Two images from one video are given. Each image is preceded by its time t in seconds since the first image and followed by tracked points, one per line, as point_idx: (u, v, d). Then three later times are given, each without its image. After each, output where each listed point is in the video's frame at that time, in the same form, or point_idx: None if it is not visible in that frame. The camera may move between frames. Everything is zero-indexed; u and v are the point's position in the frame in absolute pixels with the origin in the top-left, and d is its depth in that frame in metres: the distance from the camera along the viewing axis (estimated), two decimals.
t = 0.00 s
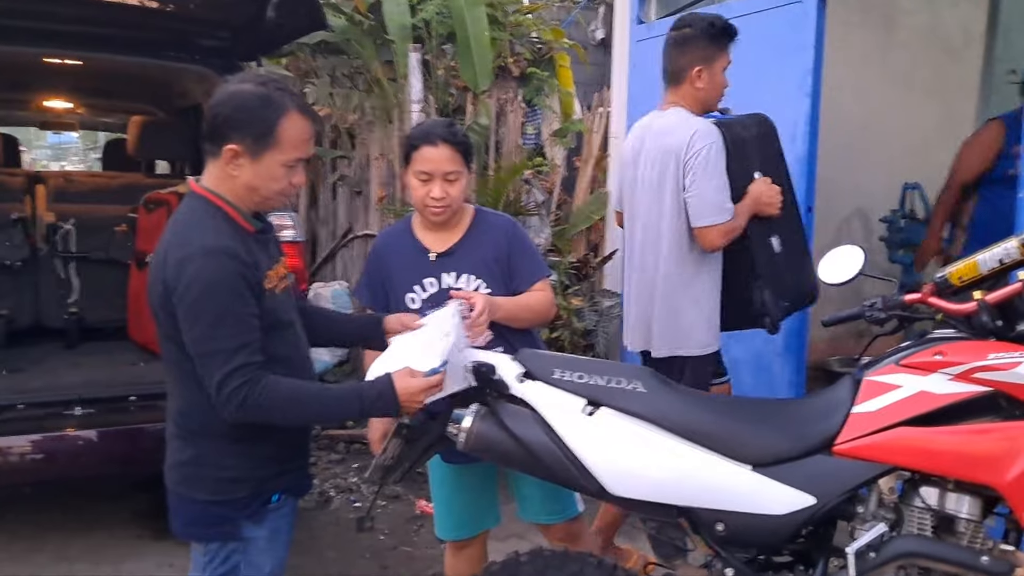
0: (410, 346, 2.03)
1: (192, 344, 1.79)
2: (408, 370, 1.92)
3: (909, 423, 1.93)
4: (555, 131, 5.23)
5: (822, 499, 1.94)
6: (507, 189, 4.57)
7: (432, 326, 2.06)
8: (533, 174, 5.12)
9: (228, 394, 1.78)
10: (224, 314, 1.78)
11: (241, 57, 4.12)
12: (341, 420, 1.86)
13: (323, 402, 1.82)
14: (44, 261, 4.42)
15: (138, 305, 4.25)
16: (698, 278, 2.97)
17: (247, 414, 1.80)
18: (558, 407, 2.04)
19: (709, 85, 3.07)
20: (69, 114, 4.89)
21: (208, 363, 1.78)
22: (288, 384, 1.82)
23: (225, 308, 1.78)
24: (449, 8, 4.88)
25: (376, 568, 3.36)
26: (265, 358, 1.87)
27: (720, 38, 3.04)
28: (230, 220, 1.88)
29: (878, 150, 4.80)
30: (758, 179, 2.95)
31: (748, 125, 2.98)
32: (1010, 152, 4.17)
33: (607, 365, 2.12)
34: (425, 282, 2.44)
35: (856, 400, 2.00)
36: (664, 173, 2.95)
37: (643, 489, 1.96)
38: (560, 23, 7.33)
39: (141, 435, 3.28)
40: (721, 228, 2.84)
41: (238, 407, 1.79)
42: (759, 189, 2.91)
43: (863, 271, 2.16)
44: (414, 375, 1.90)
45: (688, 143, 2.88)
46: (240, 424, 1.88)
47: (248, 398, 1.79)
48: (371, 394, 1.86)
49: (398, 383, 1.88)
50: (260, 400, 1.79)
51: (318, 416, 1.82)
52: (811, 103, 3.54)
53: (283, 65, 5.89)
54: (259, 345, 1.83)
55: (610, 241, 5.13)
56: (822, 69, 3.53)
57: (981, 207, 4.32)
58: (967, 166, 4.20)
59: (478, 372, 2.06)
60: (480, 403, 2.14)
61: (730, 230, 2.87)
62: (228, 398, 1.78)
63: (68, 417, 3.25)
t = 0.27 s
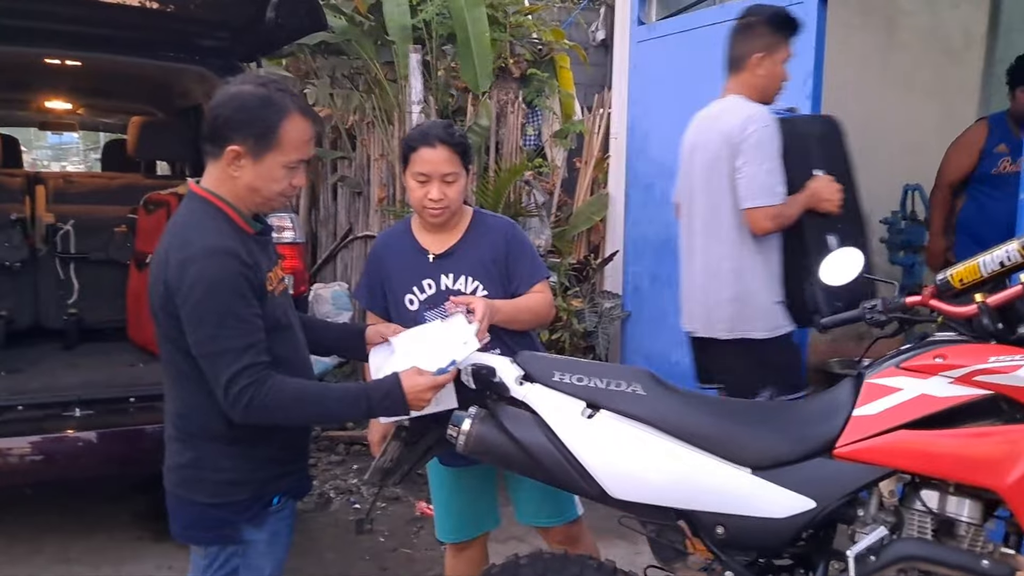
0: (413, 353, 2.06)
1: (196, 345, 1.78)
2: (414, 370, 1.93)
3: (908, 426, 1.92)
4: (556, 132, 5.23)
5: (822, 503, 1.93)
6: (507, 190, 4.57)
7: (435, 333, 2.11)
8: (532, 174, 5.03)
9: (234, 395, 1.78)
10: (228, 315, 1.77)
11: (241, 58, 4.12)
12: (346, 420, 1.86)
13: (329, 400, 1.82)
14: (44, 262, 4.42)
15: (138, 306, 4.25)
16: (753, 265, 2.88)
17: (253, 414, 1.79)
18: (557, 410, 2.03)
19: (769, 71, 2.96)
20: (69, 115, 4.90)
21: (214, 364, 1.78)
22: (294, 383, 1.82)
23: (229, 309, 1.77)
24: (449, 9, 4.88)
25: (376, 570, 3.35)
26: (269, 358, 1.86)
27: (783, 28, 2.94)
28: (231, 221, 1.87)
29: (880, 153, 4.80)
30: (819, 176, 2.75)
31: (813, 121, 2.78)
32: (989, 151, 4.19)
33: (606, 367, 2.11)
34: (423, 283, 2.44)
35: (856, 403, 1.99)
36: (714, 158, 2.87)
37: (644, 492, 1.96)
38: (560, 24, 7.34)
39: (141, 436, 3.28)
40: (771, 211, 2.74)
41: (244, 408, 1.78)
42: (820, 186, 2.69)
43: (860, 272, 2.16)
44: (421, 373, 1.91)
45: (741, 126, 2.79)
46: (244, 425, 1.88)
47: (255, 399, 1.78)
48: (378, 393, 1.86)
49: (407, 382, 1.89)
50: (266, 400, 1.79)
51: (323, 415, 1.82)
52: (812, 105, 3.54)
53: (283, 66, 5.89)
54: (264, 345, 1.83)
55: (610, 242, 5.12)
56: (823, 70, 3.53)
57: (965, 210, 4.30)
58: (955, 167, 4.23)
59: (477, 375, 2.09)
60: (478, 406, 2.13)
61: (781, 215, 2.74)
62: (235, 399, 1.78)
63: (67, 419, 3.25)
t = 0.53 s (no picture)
0: (423, 355, 2.07)
1: (204, 346, 1.79)
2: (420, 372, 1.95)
3: (908, 426, 1.92)
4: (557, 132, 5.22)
5: (823, 503, 1.94)
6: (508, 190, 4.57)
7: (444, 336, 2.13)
8: (535, 176, 5.10)
9: (244, 394, 1.78)
10: (236, 316, 1.77)
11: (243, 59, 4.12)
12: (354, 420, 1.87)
13: (337, 399, 1.83)
14: (45, 262, 4.42)
15: (139, 307, 4.25)
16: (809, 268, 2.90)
17: (262, 414, 1.79)
18: (558, 410, 2.04)
19: (842, 76, 2.92)
20: (70, 115, 4.91)
21: (223, 364, 1.78)
22: (303, 382, 1.83)
23: (237, 309, 1.77)
24: (450, 9, 4.89)
25: (377, 570, 3.35)
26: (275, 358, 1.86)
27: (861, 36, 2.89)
28: (237, 222, 1.88)
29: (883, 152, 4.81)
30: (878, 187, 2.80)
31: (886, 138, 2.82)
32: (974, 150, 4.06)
33: (607, 368, 2.11)
34: (425, 283, 2.44)
35: (857, 404, 1.99)
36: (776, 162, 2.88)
37: (646, 492, 1.95)
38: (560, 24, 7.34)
39: (142, 437, 3.28)
40: (833, 217, 2.77)
41: (254, 408, 1.79)
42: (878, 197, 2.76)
43: (863, 272, 2.16)
44: (426, 374, 1.92)
45: (808, 130, 2.80)
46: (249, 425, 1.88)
47: (264, 398, 1.78)
48: (386, 394, 1.87)
49: (412, 384, 1.90)
50: (275, 399, 1.79)
51: (331, 415, 1.83)
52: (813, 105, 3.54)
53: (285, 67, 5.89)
54: (271, 345, 1.84)
55: (612, 242, 5.12)
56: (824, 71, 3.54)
57: (957, 209, 4.17)
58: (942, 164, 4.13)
59: (478, 374, 2.11)
60: (480, 407, 2.16)
61: (843, 223, 2.77)
62: (246, 398, 1.78)
63: (69, 419, 3.25)
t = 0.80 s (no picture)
0: (429, 354, 2.05)
1: (210, 346, 1.79)
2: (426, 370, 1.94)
3: (907, 425, 1.92)
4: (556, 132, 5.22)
5: (823, 502, 1.93)
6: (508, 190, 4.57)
7: (444, 337, 2.10)
8: (532, 173, 5.02)
9: (250, 392, 1.78)
10: (242, 315, 1.77)
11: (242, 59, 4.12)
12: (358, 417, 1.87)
13: (343, 397, 1.83)
14: (45, 264, 4.42)
15: (139, 308, 4.25)
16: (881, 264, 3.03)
17: (267, 412, 1.79)
18: (558, 410, 2.03)
19: (899, 69, 3.04)
20: (70, 117, 4.93)
21: (229, 363, 1.78)
22: (309, 380, 1.83)
23: (242, 308, 1.77)
24: (449, 9, 4.89)
25: (378, 570, 3.35)
26: (280, 357, 1.87)
27: (921, 29, 3.01)
28: (240, 222, 1.87)
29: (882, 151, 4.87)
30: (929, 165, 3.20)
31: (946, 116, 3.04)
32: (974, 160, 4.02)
33: (606, 367, 2.11)
34: (426, 282, 2.44)
35: (857, 403, 1.99)
36: (851, 159, 2.96)
37: (647, 491, 1.95)
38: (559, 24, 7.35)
39: (143, 438, 3.28)
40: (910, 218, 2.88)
41: (260, 406, 1.78)
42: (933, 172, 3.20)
43: (864, 270, 2.15)
44: (431, 372, 1.92)
45: (879, 129, 2.89)
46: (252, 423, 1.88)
47: (270, 397, 1.78)
48: (391, 390, 1.87)
49: (418, 380, 1.89)
50: (281, 398, 1.79)
51: (337, 412, 1.84)
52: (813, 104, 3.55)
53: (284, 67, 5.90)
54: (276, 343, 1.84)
55: (612, 242, 5.13)
56: (824, 70, 3.54)
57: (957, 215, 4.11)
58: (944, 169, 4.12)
59: (478, 375, 2.11)
60: (478, 407, 2.15)
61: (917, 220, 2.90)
62: (253, 397, 1.78)
63: (70, 420, 3.24)
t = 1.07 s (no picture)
0: (436, 347, 2.08)
1: (215, 345, 1.79)
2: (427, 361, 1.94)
3: (908, 423, 1.92)
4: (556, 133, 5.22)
5: (824, 500, 1.93)
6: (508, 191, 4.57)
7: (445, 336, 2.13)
8: (533, 175, 5.07)
9: (254, 390, 1.78)
10: (247, 314, 1.78)
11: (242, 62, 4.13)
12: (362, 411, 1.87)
13: (348, 392, 1.84)
14: (47, 267, 4.43)
15: (140, 310, 4.26)
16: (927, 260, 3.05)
17: (272, 410, 1.80)
18: (558, 410, 2.04)
19: (928, 68, 3.05)
20: (70, 120, 4.93)
21: (234, 361, 1.78)
22: (313, 377, 1.83)
23: (248, 307, 1.78)
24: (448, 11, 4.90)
25: (380, 571, 3.35)
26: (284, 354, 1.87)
27: (948, 26, 3.02)
28: (245, 222, 1.88)
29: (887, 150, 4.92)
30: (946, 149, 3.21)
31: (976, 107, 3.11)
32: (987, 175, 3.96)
33: (607, 367, 2.11)
34: (428, 283, 2.44)
35: (857, 401, 1.99)
36: (893, 159, 2.95)
37: (649, 491, 1.95)
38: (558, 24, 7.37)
39: (146, 441, 3.29)
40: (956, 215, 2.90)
41: (264, 403, 1.79)
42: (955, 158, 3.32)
43: (864, 268, 2.15)
44: (432, 361, 1.92)
45: (920, 131, 2.89)
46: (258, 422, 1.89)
47: (274, 394, 1.79)
48: (391, 377, 1.87)
49: (418, 369, 1.89)
50: (286, 395, 1.80)
51: (342, 407, 1.84)
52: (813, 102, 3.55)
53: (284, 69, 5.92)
54: (281, 341, 1.84)
55: (612, 242, 5.14)
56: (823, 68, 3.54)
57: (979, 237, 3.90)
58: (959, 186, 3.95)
59: (478, 376, 2.12)
60: (479, 407, 2.15)
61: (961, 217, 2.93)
62: (258, 395, 1.78)
63: (72, 423, 3.25)
